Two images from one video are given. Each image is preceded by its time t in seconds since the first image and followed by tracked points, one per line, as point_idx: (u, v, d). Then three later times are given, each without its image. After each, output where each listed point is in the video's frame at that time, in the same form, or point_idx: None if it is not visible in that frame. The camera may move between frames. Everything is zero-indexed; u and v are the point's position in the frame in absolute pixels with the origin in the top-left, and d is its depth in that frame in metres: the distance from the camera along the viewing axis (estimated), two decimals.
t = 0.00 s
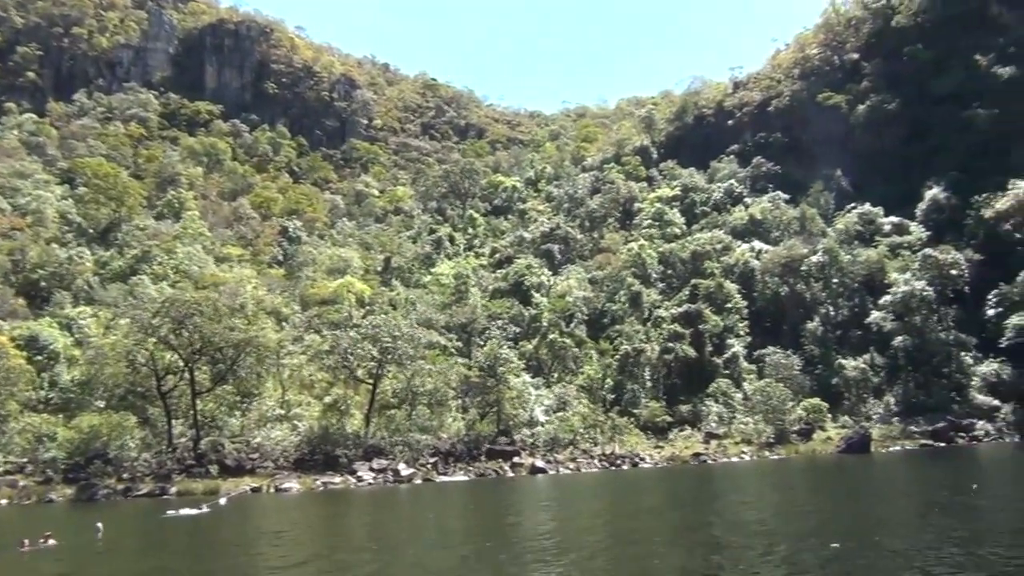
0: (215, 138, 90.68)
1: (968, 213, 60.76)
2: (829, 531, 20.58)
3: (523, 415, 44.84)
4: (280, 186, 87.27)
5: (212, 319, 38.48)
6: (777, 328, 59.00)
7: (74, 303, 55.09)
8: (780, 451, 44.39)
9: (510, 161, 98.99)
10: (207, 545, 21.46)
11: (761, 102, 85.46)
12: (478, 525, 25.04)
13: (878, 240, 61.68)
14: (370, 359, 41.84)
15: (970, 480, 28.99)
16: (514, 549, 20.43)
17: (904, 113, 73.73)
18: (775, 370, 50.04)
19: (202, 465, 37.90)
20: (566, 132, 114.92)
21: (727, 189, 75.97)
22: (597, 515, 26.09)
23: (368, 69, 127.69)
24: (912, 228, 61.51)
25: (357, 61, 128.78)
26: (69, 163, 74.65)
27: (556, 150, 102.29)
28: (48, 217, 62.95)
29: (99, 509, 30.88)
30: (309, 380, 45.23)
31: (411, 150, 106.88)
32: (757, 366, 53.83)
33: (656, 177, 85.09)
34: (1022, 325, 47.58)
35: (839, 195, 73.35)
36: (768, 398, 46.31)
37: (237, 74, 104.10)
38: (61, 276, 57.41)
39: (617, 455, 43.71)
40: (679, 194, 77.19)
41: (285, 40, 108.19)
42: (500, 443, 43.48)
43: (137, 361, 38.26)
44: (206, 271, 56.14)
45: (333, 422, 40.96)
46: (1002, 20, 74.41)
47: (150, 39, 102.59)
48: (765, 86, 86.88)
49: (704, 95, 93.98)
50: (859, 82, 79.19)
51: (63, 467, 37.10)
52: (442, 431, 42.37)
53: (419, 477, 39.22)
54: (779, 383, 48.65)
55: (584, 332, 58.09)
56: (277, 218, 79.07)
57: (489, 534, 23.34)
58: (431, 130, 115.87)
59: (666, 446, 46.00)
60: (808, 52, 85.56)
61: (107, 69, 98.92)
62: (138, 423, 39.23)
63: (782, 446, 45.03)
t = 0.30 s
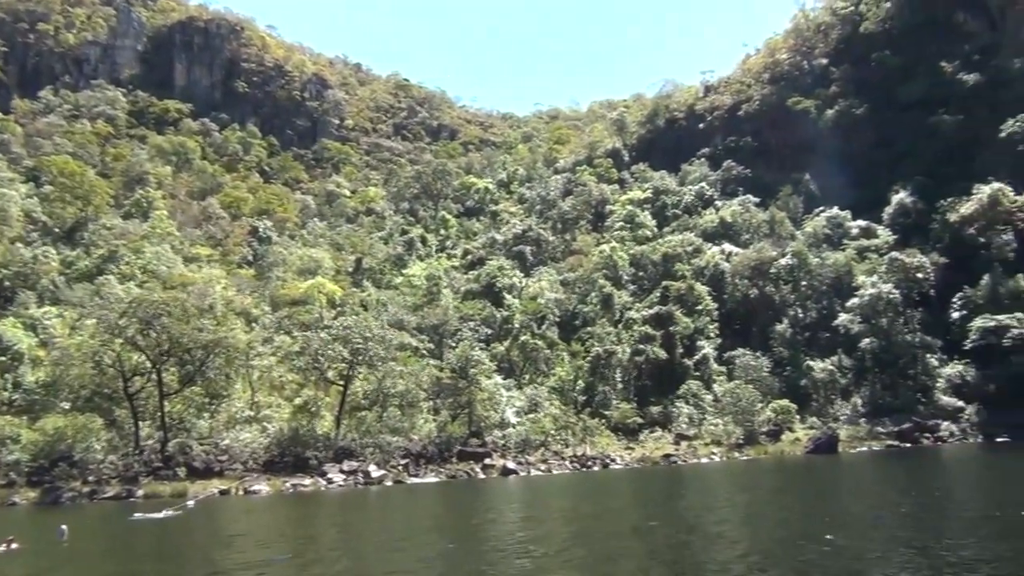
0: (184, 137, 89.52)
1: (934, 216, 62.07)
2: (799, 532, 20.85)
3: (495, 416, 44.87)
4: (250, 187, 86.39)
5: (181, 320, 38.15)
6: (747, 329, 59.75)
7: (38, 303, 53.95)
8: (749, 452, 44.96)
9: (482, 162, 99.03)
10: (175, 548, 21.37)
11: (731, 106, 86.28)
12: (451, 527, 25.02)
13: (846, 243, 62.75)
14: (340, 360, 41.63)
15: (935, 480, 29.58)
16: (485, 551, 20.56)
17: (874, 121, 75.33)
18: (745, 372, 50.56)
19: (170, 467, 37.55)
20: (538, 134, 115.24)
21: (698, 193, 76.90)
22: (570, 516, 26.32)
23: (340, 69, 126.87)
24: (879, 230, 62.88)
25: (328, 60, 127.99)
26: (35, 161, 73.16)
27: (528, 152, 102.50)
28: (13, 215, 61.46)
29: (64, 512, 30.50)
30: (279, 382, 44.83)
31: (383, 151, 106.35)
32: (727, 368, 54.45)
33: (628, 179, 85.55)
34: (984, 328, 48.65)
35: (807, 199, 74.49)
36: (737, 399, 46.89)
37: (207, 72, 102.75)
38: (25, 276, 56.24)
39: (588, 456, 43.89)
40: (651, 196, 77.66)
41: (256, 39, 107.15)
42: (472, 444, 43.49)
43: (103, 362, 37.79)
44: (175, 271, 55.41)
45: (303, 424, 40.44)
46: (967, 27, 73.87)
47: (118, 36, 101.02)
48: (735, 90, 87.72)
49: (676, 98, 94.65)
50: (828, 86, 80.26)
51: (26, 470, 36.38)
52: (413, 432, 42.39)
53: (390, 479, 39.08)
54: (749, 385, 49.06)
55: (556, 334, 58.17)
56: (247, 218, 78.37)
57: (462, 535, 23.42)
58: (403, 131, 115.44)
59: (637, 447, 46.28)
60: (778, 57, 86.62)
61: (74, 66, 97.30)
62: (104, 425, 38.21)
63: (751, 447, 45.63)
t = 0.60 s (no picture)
0: (154, 135, 88.32)
1: (902, 221, 62.79)
2: (768, 532, 21.29)
3: (467, 418, 44.75)
4: (221, 186, 85.52)
5: (150, 320, 37.71)
6: (718, 331, 60.19)
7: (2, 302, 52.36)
8: (721, 453, 45.49)
9: (456, 164, 98.94)
10: (145, 549, 21.34)
11: (705, 110, 86.87)
12: (425, 528, 25.14)
13: (816, 247, 63.63)
14: (312, 361, 41.47)
15: (900, 480, 30.31)
16: (455, 552, 20.79)
17: (844, 125, 75.60)
18: (716, 374, 51.04)
19: (138, 468, 37.16)
20: (512, 136, 115.40)
21: (671, 195, 77.30)
22: (543, 516, 26.60)
23: (314, 68, 125.99)
24: (848, 235, 63.49)
25: (302, 59, 127.03)
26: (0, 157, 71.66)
27: (502, 154, 102.59)
28: None
29: (29, 514, 30.00)
30: (250, 382, 44.27)
31: (357, 151, 105.79)
32: (699, 370, 54.73)
33: (602, 181, 85.89)
34: (952, 331, 50.07)
35: (778, 202, 76.29)
36: (709, 401, 47.12)
37: (179, 70, 101.47)
38: None
39: (561, 458, 43.98)
40: (624, 199, 78.23)
41: (228, 36, 106.04)
42: (444, 446, 43.50)
43: (70, 362, 37.18)
44: (144, 270, 54.63)
45: (274, 425, 40.37)
46: (935, 34, 75.83)
47: (87, 31, 99.16)
48: (708, 94, 88.39)
49: (650, 101, 94.84)
50: (799, 91, 81.22)
51: None
52: (385, 433, 42.25)
53: (361, 480, 38.91)
54: (720, 386, 49.48)
55: (529, 335, 58.24)
56: (218, 217, 77.62)
57: (434, 536, 23.59)
58: (376, 131, 114.90)
59: (609, 448, 46.50)
60: (750, 61, 87.34)
61: (42, 61, 95.70)
62: (71, 427, 37.58)
63: (722, 449, 46.08)
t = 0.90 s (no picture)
0: (124, 132, 87.09)
1: (872, 224, 63.78)
2: (744, 532, 21.46)
3: (441, 418, 44.78)
4: (192, 184, 84.55)
5: (120, 320, 37.33)
6: (691, 332, 60.22)
7: None
8: (693, 453, 46.07)
9: (431, 164, 98.76)
10: (112, 551, 21.16)
11: (679, 111, 87.57)
12: (400, 529, 25.04)
13: (787, 249, 64.57)
14: (285, 362, 41.23)
15: (869, 480, 30.81)
16: (424, 553, 20.82)
17: (815, 128, 76.85)
18: (689, 375, 51.43)
19: (107, 471, 36.81)
20: (487, 136, 115.44)
21: (645, 197, 77.75)
22: (518, 516, 26.70)
23: (287, 66, 124.98)
24: (819, 237, 64.27)
25: (275, 58, 126.00)
26: None
27: (477, 154, 102.61)
28: None
29: None
30: (221, 383, 43.49)
31: (331, 150, 105.05)
32: (673, 371, 54.95)
33: (576, 182, 86.19)
34: (921, 333, 51.20)
35: (750, 205, 76.97)
36: (681, 402, 47.64)
37: (150, 66, 99.93)
38: None
39: (534, 458, 44.15)
40: (598, 200, 78.68)
41: (201, 33, 104.91)
42: (418, 446, 43.49)
43: (38, 363, 36.59)
44: (114, 270, 53.88)
45: (246, 426, 39.67)
46: (905, 39, 76.53)
47: (56, 27, 97.41)
48: (682, 96, 88.95)
49: (624, 103, 95.22)
50: (771, 94, 82.11)
51: None
52: (358, 434, 41.84)
53: (334, 481, 38.74)
54: (692, 387, 49.99)
55: (503, 336, 58.22)
56: (189, 216, 76.84)
57: (406, 537, 23.60)
58: (350, 130, 114.34)
59: (582, 449, 46.71)
60: (723, 64, 87.96)
61: (9, 57, 94.07)
62: (38, 429, 36.78)
63: (694, 449, 46.63)
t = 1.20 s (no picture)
0: (94, 130, 85.77)
1: (843, 226, 64.70)
2: (711, 532, 21.70)
3: (414, 419, 44.60)
4: (163, 183, 83.54)
5: (89, 319, 36.86)
6: (664, 333, 60.47)
7: None
8: (666, 454, 46.41)
9: (405, 164, 98.49)
10: (78, 553, 20.94)
11: (652, 113, 88.18)
12: (370, 530, 24.98)
13: (759, 250, 65.29)
14: (256, 362, 40.88)
15: (840, 480, 31.20)
16: (393, 553, 20.81)
17: (786, 131, 78.01)
18: (662, 376, 51.72)
19: (74, 472, 36.07)
20: (462, 137, 115.36)
21: (618, 199, 78.22)
22: (491, 516, 26.77)
23: (260, 64, 123.88)
24: (790, 239, 65.17)
25: (248, 55, 124.81)
26: None
27: (452, 154, 102.49)
28: None
29: None
30: (191, 383, 43.15)
31: (304, 149, 104.29)
32: (646, 371, 55.37)
33: (550, 183, 86.42)
34: (890, 334, 52.12)
35: (723, 206, 77.19)
36: (654, 402, 47.92)
37: (120, 64, 98.73)
38: None
39: (507, 458, 44.23)
40: (572, 201, 78.93)
41: (172, 30, 103.73)
42: (391, 447, 43.36)
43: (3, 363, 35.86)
44: (82, 269, 53.08)
45: (216, 427, 39.53)
46: (875, 43, 76.98)
47: (24, 22, 95.46)
48: (656, 98, 89.52)
49: (598, 104, 95.77)
50: (744, 97, 82.86)
51: None
52: (331, 434, 41.89)
53: (306, 482, 38.63)
54: (665, 387, 50.34)
55: (477, 337, 58.23)
56: (159, 215, 76.08)
57: (378, 537, 23.59)
58: (324, 129, 113.61)
59: (555, 449, 46.85)
60: (697, 67, 88.66)
61: None
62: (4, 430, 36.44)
63: (667, 449, 46.99)
